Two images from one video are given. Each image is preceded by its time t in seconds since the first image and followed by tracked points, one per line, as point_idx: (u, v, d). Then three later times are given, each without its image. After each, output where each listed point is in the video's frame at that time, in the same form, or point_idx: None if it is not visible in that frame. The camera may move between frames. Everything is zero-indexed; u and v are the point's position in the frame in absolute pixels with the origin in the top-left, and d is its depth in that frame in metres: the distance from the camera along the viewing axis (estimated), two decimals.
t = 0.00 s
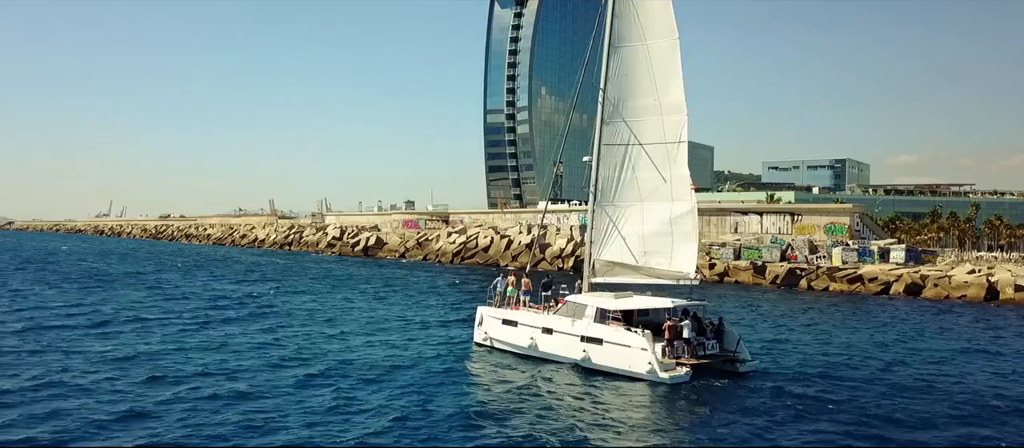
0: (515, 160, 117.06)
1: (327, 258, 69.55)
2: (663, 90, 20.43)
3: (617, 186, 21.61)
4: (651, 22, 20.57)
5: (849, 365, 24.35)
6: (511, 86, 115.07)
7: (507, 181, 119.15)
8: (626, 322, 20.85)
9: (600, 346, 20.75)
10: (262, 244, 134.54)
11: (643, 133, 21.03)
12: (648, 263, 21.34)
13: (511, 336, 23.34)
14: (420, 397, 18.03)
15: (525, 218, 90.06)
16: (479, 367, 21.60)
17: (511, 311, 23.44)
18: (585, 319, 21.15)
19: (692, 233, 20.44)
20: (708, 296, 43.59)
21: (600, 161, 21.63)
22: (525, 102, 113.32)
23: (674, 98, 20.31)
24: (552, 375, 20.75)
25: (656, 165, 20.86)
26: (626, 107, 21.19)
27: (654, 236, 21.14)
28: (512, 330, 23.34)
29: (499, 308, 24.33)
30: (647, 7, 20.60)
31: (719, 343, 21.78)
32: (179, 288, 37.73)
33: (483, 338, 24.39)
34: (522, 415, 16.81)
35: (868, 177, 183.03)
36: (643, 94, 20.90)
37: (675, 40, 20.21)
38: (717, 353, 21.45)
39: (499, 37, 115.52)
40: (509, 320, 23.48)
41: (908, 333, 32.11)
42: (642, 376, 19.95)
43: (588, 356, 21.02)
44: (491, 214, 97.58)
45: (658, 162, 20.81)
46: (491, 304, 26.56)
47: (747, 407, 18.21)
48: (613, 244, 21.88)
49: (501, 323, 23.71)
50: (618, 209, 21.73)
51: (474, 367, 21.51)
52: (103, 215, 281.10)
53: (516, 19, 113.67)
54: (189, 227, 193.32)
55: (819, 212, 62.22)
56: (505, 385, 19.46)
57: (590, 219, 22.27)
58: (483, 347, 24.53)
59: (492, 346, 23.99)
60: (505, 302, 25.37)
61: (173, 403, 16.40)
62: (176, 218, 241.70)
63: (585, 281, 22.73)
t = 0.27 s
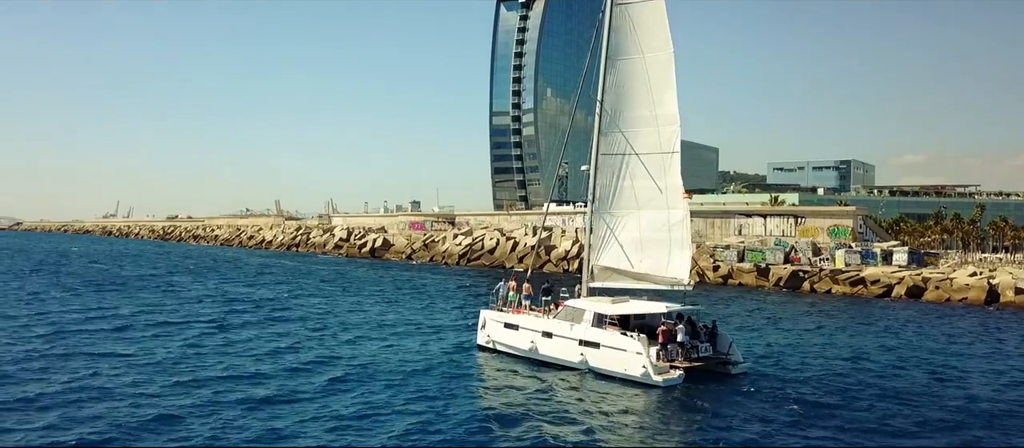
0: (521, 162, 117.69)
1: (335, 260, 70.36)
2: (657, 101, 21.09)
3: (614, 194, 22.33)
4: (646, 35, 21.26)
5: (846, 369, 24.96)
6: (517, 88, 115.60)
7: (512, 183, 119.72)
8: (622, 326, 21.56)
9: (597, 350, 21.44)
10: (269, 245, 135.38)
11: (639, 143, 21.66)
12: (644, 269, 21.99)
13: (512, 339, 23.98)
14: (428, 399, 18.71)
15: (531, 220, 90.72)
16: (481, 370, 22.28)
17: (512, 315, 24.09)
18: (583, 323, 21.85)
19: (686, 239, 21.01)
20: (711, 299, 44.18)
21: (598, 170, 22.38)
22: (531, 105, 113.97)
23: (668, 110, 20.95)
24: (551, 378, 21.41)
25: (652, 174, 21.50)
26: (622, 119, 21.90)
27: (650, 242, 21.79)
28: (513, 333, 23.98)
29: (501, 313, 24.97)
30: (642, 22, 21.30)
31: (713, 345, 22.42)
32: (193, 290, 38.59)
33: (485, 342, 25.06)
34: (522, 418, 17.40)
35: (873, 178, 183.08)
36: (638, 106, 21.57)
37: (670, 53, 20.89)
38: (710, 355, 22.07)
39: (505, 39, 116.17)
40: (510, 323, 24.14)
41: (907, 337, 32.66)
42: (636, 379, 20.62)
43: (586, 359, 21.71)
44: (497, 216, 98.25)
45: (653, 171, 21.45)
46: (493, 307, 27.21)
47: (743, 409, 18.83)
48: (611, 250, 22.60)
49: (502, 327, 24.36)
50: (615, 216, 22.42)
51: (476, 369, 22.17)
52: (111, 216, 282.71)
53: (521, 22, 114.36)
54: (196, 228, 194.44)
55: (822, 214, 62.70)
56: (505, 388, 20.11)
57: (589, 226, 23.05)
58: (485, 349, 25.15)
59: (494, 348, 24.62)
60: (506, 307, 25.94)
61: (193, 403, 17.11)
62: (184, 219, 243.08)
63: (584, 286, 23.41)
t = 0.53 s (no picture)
0: (525, 164, 118.32)
1: (342, 261, 71.13)
2: (652, 112, 21.69)
3: (611, 203, 22.97)
4: (640, 49, 21.88)
5: (843, 373, 25.55)
6: (521, 91, 116.20)
7: (517, 184, 120.34)
8: (618, 330, 22.23)
9: (593, 354, 22.12)
10: (275, 246, 136.31)
11: (634, 153, 22.32)
12: (640, 274, 22.64)
13: (512, 343, 24.67)
14: (436, 402, 19.38)
15: (535, 222, 91.41)
16: (483, 372, 22.98)
17: (513, 320, 24.78)
18: (580, 328, 22.53)
19: (680, 245, 21.71)
20: (713, 302, 44.74)
21: (594, 180, 23.01)
22: (535, 107, 114.68)
23: (660, 122, 21.61)
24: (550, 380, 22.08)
25: (646, 183, 22.16)
26: (617, 130, 22.51)
27: (646, 249, 22.47)
28: (513, 337, 24.68)
29: (503, 317, 25.64)
30: (636, 36, 21.91)
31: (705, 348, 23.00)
32: (204, 293, 39.38)
33: (487, 345, 25.74)
34: (523, 421, 18.08)
35: (877, 179, 183.26)
36: (633, 117, 22.18)
37: (662, 66, 21.54)
38: (703, 357, 22.63)
39: (509, 42, 116.90)
40: (511, 327, 24.85)
41: (905, 340, 33.22)
42: (631, 381, 21.29)
43: (583, 362, 22.38)
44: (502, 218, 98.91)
45: (648, 180, 22.11)
46: (496, 312, 27.88)
47: (741, 412, 19.44)
48: (607, 257, 23.26)
49: (503, 331, 25.06)
50: (612, 224, 23.07)
51: (480, 372, 22.89)
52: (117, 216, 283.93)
53: (526, 24, 115.09)
54: (203, 229, 195.53)
55: (824, 217, 63.19)
56: (507, 391, 20.79)
57: (587, 233, 23.67)
58: (487, 353, 25.83)
59: (495, 352, 25.32)
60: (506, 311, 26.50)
61: (210, 407, 17.81)
62: (189, 219, 244.26)
63: (582, 292, 24.11)
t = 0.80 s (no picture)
0: (532, 166, 118.98)
1: (351, 263, 72.09)
2: (646, 124, 22.45)
3: (607, 212, 23.69)
4: (633, 63, 22.68)
5: (843, 376, 26.16)
6: (528, 93, 116.92)
7: (524, 186, 121.05)
8: (616, 335, 23.00)
9: (593, 358, 22.85)
10: (284, 247, 137.42)
11: (628, 164, 23.06)
12: (636, 281, 23.39)
13: (514, 348, 25.40)
14: (446, 403, 20.13)
15: (542, 224, 92.16)
16: (486, 376, 23.74)
17: (515, 325, 25.51)
18: (580, 333, 23.29)
19: (674, 253, 22.50)
20: (717, 306, 45.38)
21: (591, 190, 23.74)
22: (542, 109, 115.47)
23: (653, 134, 22.35)
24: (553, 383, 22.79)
25: (640, 193, 22.92)
26: (612, 141, 23.22)
27: (641, 256, 23.25)
28: (515, 343, 25.41)
29: (507, 323, 26.34)
30: (629, 51, 22.72)
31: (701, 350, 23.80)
32: (217, 293, 40.30)
33: (490, 350, 26.44)
34: (526, 421, 18.82)
35: (884, 180, 183.34)
36: (628, 129, 22.94)
37: (655, 80, 22.31)
38: (699, 360, 23.45)
39: (516, 45, 117.77)
40: (513, 333, 25.58)
41: (906, 345, 33.80)
42: (629, 384, 22.05)
43: (583, 366, 23.11)
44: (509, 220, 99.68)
45: (642, 190, 22.87)
46: (499, 317, 28.60)
47: (738, 413, 20.16)
48: (605, 264, 24.00)
49: (505, 336, 25.80)
50: (609, 232, 23.82)
51: (485, 376, 23.65)
52: (126, 217, 286.01)
53: (533, 27, 115.97)
54: (212, 230, 197.00)
55: (828, 220, 63.74)
56: (511, 393, 21.54)
57: (585, 241, 24.39)
58: (491, 357, 26.56)
59: (498, 357, 26.05)
60: (508, 317, 27.22)
61: (231, 405, 18.61)
62: (198, 221, 246.09)
63: (582, 298, 24.87)
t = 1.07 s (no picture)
0: (536, 168, 119.59)
1: (357, 266, 72.92)
2: (638, 135, 23.16)
3: (602, 220, 24.39)
4: (625, 76, 23.38)
5: (838, 380, 26.82)
6: (531, 96, 117.66)
7: (527, 188, 121.73)
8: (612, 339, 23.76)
9: (590, 361, 23.58)
10: (289, 249, 138.38)
11: (621, 174, 23.75)
12: (630, 286, 24.11)
13: (515, 353, 26.06)
14: (452, 407, 20.86)
15: (546, 226, 92.92)
16: (488, 379, 24.44)
17: (515, 330, 26.19)
18: (578, 337, 24.02)
19: (667, 259, 23.24)
20: (719, 309, 46.03)
21: (586, 199, 24.42)
22: (546, 112, 116.23)
23: (645, 144, 23.09)
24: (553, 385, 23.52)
25: (633, 201, 23.63)
26: (606, 152, 23.89)
27: (635, 263, 23.98)
28: (515, 347, 26.07)
29: (507, 328, 27.00)
30: (621, 64, 23.41)
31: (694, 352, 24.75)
32: (227, 296, 41.06)
33: (491, 355, 27.09)
34: (527, 424, 19.50)
35: (887, 181, 183.74)
36: (620, 140, 23.63)
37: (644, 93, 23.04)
38: (692, 361, 24.41)
39: (520, 48, 118.57)
40: (513, 338, 26.26)
41: (904, 348, 34.39)
42: (626, 386, 22.79)
43: (581, 370, 23.83)
44: (513, 222, 100.38)
45: (635, 199, 23.58)
46: (499, 322, 29.30)
47: (733, 416, 20.86)
48: (601, 270, 24.70)
49: (506, 341, 26.47)
50: (604, 240, 24.53)
51: (487, 379, 24.35)
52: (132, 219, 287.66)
53: (536, 30, 116.82)
54: (217, 231, 198.26)
55: (830, 223, 64.31)
56: (512, 396, 22.23)
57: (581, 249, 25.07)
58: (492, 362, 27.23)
59: (499, 361, 26.71)
60: (508, 321, 27.94)
61: (247, 409, 19.35)
62: (204, 222, 247.27)
63: (579, 303, 25.58)
